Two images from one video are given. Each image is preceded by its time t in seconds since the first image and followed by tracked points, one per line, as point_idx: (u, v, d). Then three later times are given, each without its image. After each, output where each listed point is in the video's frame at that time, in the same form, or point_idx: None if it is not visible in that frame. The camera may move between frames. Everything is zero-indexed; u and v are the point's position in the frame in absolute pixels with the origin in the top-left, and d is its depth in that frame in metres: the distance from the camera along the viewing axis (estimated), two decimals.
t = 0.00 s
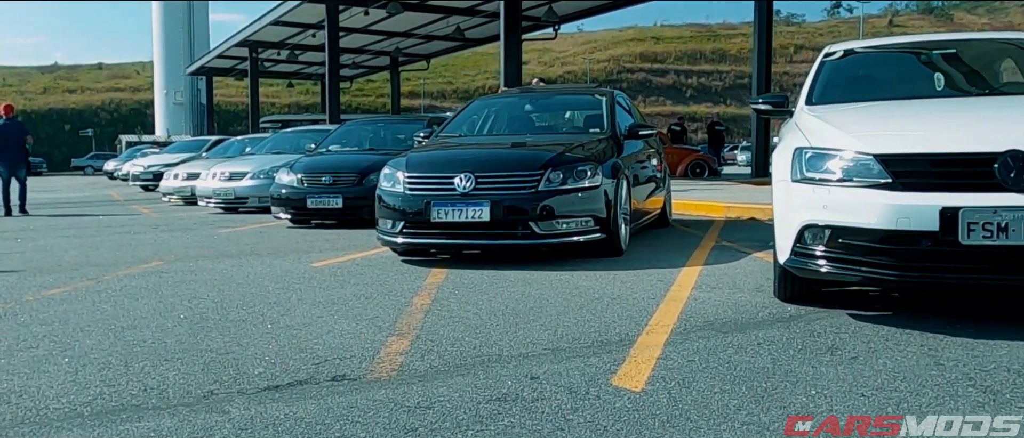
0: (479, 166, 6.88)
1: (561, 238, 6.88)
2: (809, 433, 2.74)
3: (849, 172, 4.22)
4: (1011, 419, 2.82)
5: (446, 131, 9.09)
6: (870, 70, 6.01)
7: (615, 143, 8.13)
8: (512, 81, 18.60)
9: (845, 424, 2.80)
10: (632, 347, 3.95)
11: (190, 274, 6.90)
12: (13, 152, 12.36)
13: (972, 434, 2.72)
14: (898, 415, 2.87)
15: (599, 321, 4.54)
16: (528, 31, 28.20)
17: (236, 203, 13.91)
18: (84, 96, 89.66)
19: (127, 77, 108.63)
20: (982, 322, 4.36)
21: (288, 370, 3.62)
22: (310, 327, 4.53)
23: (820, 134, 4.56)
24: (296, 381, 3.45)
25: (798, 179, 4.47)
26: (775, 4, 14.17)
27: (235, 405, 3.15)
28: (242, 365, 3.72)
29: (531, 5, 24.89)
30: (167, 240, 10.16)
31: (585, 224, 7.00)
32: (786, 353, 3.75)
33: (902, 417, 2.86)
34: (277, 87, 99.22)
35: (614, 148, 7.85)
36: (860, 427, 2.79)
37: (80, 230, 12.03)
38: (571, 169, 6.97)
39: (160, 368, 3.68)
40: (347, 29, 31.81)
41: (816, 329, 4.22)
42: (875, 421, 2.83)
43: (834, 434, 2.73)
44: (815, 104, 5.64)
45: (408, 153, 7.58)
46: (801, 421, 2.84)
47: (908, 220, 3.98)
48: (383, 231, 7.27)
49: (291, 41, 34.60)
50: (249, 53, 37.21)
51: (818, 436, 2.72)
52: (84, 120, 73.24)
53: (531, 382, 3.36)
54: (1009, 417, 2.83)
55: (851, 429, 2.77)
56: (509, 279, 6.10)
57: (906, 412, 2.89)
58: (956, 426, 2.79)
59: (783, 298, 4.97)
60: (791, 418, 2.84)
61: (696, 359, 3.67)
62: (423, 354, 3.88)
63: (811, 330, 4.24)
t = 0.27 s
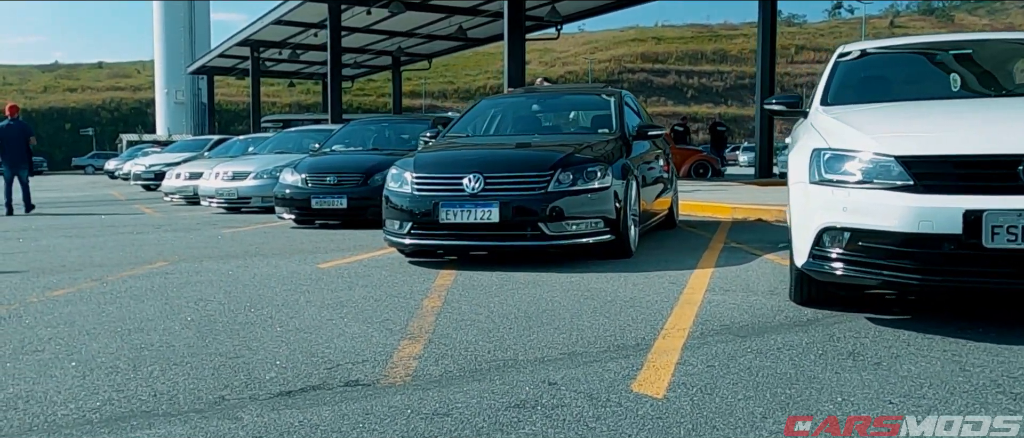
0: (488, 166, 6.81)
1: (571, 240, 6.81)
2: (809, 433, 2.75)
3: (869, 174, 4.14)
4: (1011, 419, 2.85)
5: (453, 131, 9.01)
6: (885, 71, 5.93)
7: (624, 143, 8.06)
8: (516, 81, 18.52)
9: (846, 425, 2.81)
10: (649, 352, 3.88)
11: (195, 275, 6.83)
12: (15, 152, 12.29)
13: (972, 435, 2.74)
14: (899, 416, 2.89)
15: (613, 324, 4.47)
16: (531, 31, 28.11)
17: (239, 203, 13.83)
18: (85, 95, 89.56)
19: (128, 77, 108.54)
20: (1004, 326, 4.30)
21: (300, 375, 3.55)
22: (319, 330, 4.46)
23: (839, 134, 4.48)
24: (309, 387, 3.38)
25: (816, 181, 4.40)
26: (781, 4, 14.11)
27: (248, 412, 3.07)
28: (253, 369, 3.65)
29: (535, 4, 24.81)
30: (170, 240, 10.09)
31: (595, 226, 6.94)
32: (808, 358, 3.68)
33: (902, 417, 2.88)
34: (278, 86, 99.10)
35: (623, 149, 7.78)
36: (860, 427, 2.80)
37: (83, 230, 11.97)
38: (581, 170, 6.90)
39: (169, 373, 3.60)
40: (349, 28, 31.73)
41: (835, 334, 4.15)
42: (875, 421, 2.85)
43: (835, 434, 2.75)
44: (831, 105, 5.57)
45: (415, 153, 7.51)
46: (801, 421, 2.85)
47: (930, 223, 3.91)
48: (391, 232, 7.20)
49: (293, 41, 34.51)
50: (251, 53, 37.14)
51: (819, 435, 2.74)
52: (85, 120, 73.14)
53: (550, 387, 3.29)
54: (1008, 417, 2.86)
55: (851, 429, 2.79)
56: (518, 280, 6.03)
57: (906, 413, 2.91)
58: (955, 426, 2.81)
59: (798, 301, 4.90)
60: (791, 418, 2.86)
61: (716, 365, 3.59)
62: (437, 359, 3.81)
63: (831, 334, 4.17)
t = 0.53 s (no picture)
0: (498, 166, 6.73)
1: (581, 241, 6.74)
2: (810, 433, 2.78)
3: (891, 175, 4.06)
4: (1011, 419, 2.87)
5: (461, 131, 8.93)
6: (902, 71, 5.85)
7: (633, 144, 7.98)
8: (520, 80, 18.43)
9: (844, 424, 2.85)
10: (668, 357, 3.81)
11: (202, 276, 6.76)
12: (20, 152, 12.26)
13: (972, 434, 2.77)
14: (899, 416, 2.91)
15: (629, 328, 4.39)
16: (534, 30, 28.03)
17: (242, 203, 13.75)
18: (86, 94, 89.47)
19: (130, 76, 108.47)
20: None
21: (314, 381, 3.47)
22: (330, 334, 4.39)
23: (858, 135, 4.40)
24: (324, 393, 3.31)
25: (836, 183, 4.32)
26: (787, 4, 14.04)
27: (262, 419, 3.00)
28: (265, 374, 3.58)
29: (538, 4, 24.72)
30: (174, 240, 10.02)
31: (605, 227, 6.86)
32: (830, 363, 3.60)
33: (903, 417, 2.91)
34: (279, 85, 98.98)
35: (633, 149, 7.71)
36: (860, 427, 2.83)
37: (86, 230, 11.89)
38: (591, 170, 6.83)
39: (180, 379, 3.53)
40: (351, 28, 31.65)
41: (856, 338, 4.08)
42: (875, 421, 2.88)
43: (835, 434, 2.78)
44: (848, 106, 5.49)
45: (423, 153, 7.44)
46: (802, 421, 2.88)
47: (955, 226, 3.84)
48: (399, 233, 7.13)
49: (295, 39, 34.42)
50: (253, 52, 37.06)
51: (819, 435, 2.76)
52: (86, 119, 73.06)
53: (570, 394, 3.22)
54: (1009, 417, 2.88)
55: (851, 428, 2.82)
56: (528, 282, 5.96)
57: (906, 413, 2.93)
58: (956, 426, 2.84)
59: (816, 304, 4.82)
60: (791, 418, 2.89)
61: (738, 370, 3.52)
62: (452, 363, 3.75)
63: (852, 338, 4.09)
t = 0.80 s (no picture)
0: (507, 166, 6.66)
1: (591, 241, 6.68)
2: (810, 432, 2.80)
3: (912, 176, 3.99)
4: (1011, 419, 2.89)
5: (468, 130, 8.86)
6: (917, 70, 5.77)
7: (642, 143, 7.90)
8: (524, 79, 18.35)
9: (845, 424, 2.86)
10: (687, 361, 3.73)
11: (208, 277, 6.69)
12: (26, 152, 12.14)
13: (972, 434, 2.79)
14: (898, 416, 2.93)
15: (645, 331, 4.32)
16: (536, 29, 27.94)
17: (245, 203, 13.68)
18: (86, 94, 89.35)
19: (130, 75, 108.34)
20: None
21: (328, 385, 3.40)
22: (340, 336, 4.32)
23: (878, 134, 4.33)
24: (338, 398, 3.24)
25: (855, 183, 4.24)
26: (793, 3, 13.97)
27: (276, 426, 2.93)
28: (277, 379, 3.51)
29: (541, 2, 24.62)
30: (178, 241, 9.95)
31: (615, 227, 6.79)
32: (853, 368, 3.53)
33: (902, 417, 2.92)
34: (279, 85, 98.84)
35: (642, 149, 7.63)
36: (860, 427, 2.85)
37: (89, 230, 11.82)
38: (601, 170, 6.76)
39: (190, 384, 3.46)
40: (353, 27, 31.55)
41: (877, 341, 4.01)
42: (875, 421, 2.90)
43: (835, 434, 2.80)
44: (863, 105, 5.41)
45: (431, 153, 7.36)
46: (801, 421, 2.90)
47: (978, 227, 3.78)
48: (406, 233, 7.05)
49: (297, 38, 34.31)
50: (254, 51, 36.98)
51: (819, 435, 2.78)
52: (87, 118, 72.96)
53: (590, 399, 3.15)
54: (1009, 417, 2.90)
55: (851, 428, 2.84)
56: (538, 283, 5.90)
57: (906, 413, 2.95)
58: (955, 426, 2.85)
59: (832, 306, 4.75)
60: (791, 418, 2.91)
61: (760, 375, 3.45)
62: (466, 367, 3.68)
63: (873, 341, 4.02)
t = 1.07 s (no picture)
0: (514, 166, 6.59)
1: (599, 242, 6.61)
2: (809, 433, 2.80)
3: (931, 175, 3.92)
4: (1011, 419, 2.89)
5: (473, 130, 8.78)
6: (931, 69, 5.70)
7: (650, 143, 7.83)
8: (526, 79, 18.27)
9: (845, 424, 2.86)
10: (705, 364, 3.66)
11: (212, 277, 6.62)
12: (29, 150, 12.08)
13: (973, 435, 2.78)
14: (899, 416, 2.93)
15: (660, 333, 4.25)
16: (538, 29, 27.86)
17: (247, 203, 13.60)
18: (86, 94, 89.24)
19: (130, 75, 108.22)
20: None
21: (340, 390, 3.32)
22: (349, 339, 4.25)
23: (895, 132, 4.25)
24: (351, 403, 3.17)
25: (871, 183, 4.17)
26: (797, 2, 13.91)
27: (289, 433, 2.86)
28: (287, 383, 3.44)
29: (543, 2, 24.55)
30: (180, 241, 9.89)
31: (624, 227, 6.72)
32: (875, 371, 3.46)
33: (902, 417, 2.92)
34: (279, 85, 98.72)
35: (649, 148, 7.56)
36: (860, 427, 2.85)
37: (91, 230, 11.74)
38: (609, 170, 6.69)
39: (200, 388, 3.38)
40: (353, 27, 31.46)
41: (896, 344, 3.94)
42: (875, 421, 2.90)
43: (835, 434, 2.80)
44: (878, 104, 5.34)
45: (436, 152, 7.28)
46: (801, 421, 2.90)
47: (1001, 228, 3.72)
48: (412, 234, 6.98)
49: (297, 38, 34.20)
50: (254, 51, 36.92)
51: (819, 435, 2.78)
52: (87, 118, 72.85)
53: (608, 404, 3.08)
54: (1009, 417, 2.90)
55: (851, 428, 2.83)
56: (547, 284, 5.84)
57: (906, 413, 2.95)
58: (955, 426, 2.85)
59: (848, 308, 4.68)
60: (791, 418, 2.91)
61: (780, 379, 3.38)
62: (479, 370, 3.62)
63: (893, 344, 3.95)
